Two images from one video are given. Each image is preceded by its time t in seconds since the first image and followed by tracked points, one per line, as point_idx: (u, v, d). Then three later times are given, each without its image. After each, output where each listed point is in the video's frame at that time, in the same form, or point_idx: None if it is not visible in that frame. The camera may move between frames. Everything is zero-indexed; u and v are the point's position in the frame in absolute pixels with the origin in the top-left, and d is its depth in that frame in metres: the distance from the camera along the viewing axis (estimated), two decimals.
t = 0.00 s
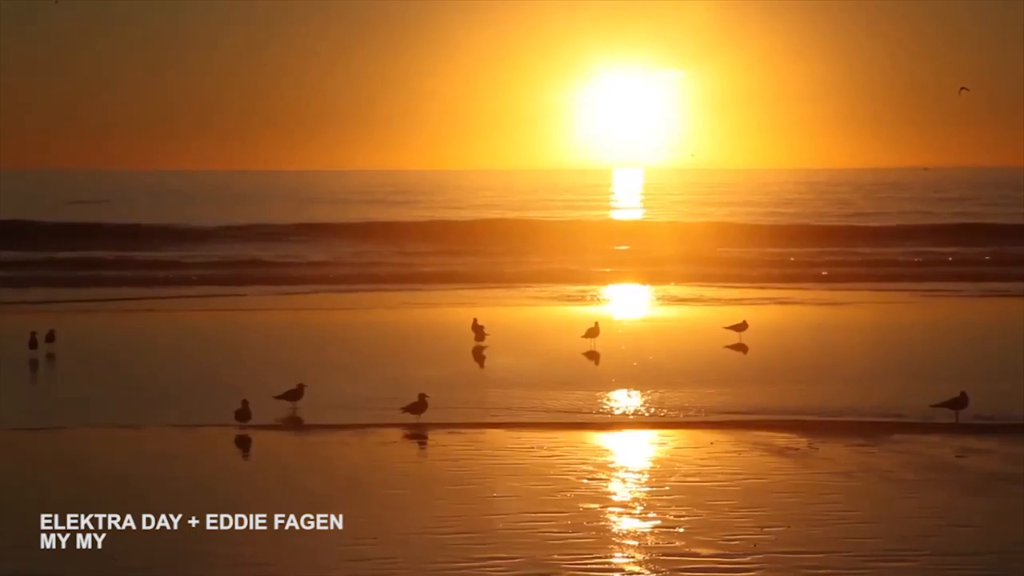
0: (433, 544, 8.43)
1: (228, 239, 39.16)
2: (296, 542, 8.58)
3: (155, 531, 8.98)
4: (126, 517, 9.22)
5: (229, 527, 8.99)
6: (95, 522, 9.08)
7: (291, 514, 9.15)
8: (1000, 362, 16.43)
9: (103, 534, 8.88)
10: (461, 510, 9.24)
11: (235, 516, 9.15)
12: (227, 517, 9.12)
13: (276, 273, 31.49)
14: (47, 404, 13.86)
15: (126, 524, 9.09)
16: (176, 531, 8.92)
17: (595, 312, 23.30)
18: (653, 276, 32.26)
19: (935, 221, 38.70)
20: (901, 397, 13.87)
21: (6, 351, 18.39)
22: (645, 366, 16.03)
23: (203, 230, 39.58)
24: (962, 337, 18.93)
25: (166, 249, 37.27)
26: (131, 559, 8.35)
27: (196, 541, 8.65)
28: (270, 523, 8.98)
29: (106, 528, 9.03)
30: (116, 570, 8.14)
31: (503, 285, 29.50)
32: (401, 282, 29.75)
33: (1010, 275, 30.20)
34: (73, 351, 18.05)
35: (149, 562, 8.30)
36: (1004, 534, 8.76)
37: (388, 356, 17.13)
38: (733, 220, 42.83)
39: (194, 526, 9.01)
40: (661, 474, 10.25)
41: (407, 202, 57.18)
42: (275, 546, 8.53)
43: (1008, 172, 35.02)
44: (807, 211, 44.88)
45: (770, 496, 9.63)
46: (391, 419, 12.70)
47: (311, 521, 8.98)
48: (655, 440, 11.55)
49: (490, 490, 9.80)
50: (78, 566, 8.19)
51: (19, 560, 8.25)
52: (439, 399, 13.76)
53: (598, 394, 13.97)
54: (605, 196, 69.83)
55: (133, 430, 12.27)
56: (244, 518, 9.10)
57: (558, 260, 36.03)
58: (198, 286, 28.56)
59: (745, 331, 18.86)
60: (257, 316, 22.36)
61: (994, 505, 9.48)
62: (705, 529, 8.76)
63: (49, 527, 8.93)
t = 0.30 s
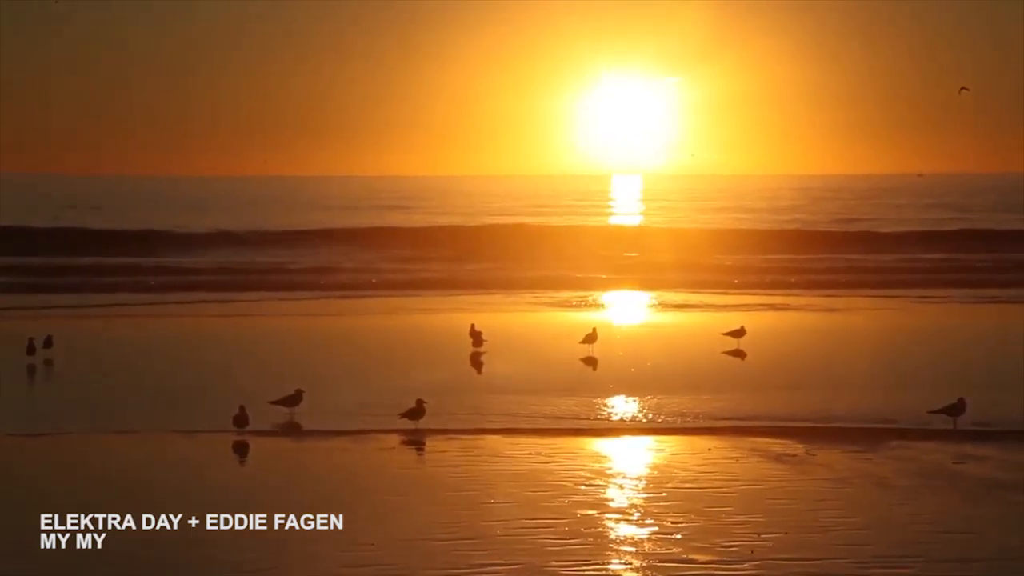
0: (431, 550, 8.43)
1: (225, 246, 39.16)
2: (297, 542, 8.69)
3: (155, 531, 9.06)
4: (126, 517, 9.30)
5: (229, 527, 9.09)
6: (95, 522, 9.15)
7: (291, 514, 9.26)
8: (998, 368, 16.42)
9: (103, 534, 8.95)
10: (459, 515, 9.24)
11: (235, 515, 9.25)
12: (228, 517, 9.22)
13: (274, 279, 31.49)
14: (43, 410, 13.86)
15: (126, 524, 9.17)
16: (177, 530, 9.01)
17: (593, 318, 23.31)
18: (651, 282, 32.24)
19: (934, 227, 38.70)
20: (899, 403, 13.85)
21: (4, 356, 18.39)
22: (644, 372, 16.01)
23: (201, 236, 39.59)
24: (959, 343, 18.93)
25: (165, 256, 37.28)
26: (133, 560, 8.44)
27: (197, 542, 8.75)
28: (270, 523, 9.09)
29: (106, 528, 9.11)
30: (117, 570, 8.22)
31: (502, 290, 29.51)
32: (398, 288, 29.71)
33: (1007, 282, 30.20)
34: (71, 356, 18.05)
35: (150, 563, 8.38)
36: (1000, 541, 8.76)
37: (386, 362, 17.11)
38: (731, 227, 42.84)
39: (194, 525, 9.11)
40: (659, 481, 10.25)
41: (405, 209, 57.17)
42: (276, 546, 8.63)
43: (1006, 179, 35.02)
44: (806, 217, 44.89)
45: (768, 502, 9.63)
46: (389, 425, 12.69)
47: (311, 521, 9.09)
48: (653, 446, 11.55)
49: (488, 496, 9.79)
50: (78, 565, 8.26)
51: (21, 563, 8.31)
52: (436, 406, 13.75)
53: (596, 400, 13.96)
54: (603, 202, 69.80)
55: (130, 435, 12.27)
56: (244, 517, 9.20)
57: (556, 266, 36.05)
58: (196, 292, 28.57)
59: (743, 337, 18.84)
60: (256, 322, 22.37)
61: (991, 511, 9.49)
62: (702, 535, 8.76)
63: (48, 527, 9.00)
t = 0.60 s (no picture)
0: (429, 555, 8.43)
1: (225, 251, 39.15)
2: (296, 542, 8.78)
3: (155, 531, 9.15)
4: (126, 517, 9.37)
5: (229, 526, 9.18)
6: (95, 522, 9.23)
7: (290, 514, 9.35)
8: (997, 375, 16.41)
9: (104, 534, 9.03)
10: (457, 520, 9.24)
11: (234, 515, 9.33)
12: (227, 517, 9.30)
13: (273, 284, 31.48)
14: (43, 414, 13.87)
15: (126, 524, 9.25)
16: (177, 530, 9.10)
17: (593, 323, 23.30)
18: (650, 287, 32.24)
19: (933, 232, 38.69)
20: (898, 409, 13.86)
21: (3, 361, 18.40)
22: (643, 377, 16.02)
23: (200, 241, 39.60)
24: (959, 350, 18.90)
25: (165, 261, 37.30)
26: (132, 559, 8.53)
27: (196, 542, 8.84)
28: (270, 523, 9.18)
29: (106, 528, 9.18)
30: (116, 569, 8.32)
31: (502, 296, 29.47)
32: (397, 293, 29.69)
33: (1007, 288, 30.17)
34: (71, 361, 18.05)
35: (148, 562, 8.46)
36: (998, 547, 8.77)
37: (386, 367, 17.11)
38: (731, 232, 42.80)
39: (194, 526, 9.20)
40: (657, 486, 10.25)
41: (406, 215, 57.17)
42: (275, 546, 8.72)
43: (1005, 185, 35.02)
44: (805, 223, 44.85)
45: (766, 507, 9.64)
46: (389, 430, 12.69)
47: (311, 520, 9.18)
48: (652, 451, 11.56)
49: (488, 501, 9.80)
50: (76, 566, 8.34)
51: (21, 562, 8.41)
52: (436, 410, 13.75)
53: (596, 405, 13.97)
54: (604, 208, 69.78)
55: (130, 440, 12.28)
56: (244, 517, 9.28)
57: (555, 272, 36.04)
58: (196, 297, 28.57)
59: (742, 343, 18.84)
60: (255, 327, 22.37)
61: (988, 518, 9.49)
62: (701, 541, 8.75)
63: (49, 527, 9.10)
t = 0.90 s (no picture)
0: (429, 548, 8.43)
1: (225, 244, 39.17)
2: (297, 542, 8.62)
3: (156, 531, 9.00)
4: (126, 517, 9.22)
5: (230, 527, 9.01)
6: (95, 522, 9.07)
7: (290, 514, 9.20)
8: (997, 370, 16.43)
9: (104, 534, 8.89)
10: (457, 512, 9.25)
11: (235, 515, 9.17)
12: (228, 517, 9.14)
13: (272, 276, 31.52)
14: (43, 405, 13.87)
15: (127, 524, 9.10)
16: (177, 531, 8.95)
17: (593, 316, 23.31)
18: (650, 281, 32.25)
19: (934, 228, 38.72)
20: (898, 403, 13.87)
21: (3, 352, 18.38)
22: (643, 371, 16.03)
23: (201, 233, 39.64)
24: (959, 345, 18.92)
25: (165, 253, 37.31)
26: (133, 559, 8.38)
27: (197, 542, 8.68)
28: (270, 523, 9.03)
29: (106, 528, 9.03)
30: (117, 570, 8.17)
31: (501, 289, 29.48)
32: (398, 286, 29.70)
33: (1006, 283, 30.19)
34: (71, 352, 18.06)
35: (150, 562, 8.31)
36: (999, 543, 8.75)
37: (387, 359, 17.12)
38: (731, 226, 42.82)
39: (194, 526, 9.04)
40: (657, 479, 10.25)
41: (406, 207, 57.15)
42: (276, 545, 8.58)
43: (1006, 181, 35.04)
44: (805, 218, 44.88)
45: (767, 501, 9.64)
46: (390, 422, 12.70)
47: (311, 521, 9.03)
48: (652, 444, 11.56)
49: (488, 493, 9.82)
50: (77, 566, 8.20)
51: (22, 561, 8.26)
52: (437, 403, 13.76)
53: (596, 398, 13.98)
54: (602, 201, 69.85)
55: (131, 431, 12.29)
56: (244, 517, 9.12)
57: (554, 265, 36.06)
58: (195, 288, 28.60)
59: (741, 337, 18.87)
60: (254, 319, 22.38)
61: (989, 513, 9.49)
62: (700, 534, 8.76)
63: (49, 527, 8.93)
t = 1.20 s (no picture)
0: (427, 541, 8.43)
1: (224, 236, 39.13)
2: (296, 541, 8.48)
3: (155, 531, 8.85)
4: (125, 517, 9.08)
5: (229, 527, 8.87)
6: (95, 522, 8.93)
7: (291, 514, 9.06)
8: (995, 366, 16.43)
9: (104, 535, 8.74)
10: (455, 506, 9.25)
11: (234, 516, 9.05)
12: (227, 517, 9.01)
13: (271, 269, 31.48)
14: (41, 398, 13.83)
15: (126, 525, 8.94)
16: (177, 530, 8.80)
17: (592, 311, 23.29)
18: (649, 275, 32.24)
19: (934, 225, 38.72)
20: (898, 399, 13.88)
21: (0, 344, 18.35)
22: (641, 365, 16.03)
23: (200, 227, 39.57)
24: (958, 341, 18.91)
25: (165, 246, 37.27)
26: (132, 560, 8.22)
27: (198, 542, 8.53)
28: (270, 523, 8.87)
29: (106, 528, 8.88)
30: (115, 570, 8.02)
31: (500, 283, 29.48)
32: (396, 279, 29.68)
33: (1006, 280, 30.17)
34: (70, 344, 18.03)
35: (149, 562, 8.16)
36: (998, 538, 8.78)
37: (386, 353, 17.11)
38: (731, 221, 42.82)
39: (194, 526, 8.90)
40: (656, 474, 10.25)
41: (405, 200, 57.13)
42: (275, 546, 8.42)
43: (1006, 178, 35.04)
44: (805, 213, 44.82)
45: (767, 497, 9.62)
46: (389, 416, 12.69)
47: (311, 521, 8.90)
48: (651, 440, 11.55)
49: (486, 488, 9.81)
50: (75, 565, 8.08)
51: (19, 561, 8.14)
52: (436, 396, 13.76)
53: (595, 393, 13.97)
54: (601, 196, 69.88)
55: (130, 424, 12.26)
56: (244, 517, 8.99)
57: (555, 259, 36.03)
58: (194, 281, 28.56)
59: (740, 332, 18.87)
60: (253, 311, 22.35)
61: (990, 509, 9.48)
62: (698, 529, 8.77)
63: (48, 527, 8.78)
